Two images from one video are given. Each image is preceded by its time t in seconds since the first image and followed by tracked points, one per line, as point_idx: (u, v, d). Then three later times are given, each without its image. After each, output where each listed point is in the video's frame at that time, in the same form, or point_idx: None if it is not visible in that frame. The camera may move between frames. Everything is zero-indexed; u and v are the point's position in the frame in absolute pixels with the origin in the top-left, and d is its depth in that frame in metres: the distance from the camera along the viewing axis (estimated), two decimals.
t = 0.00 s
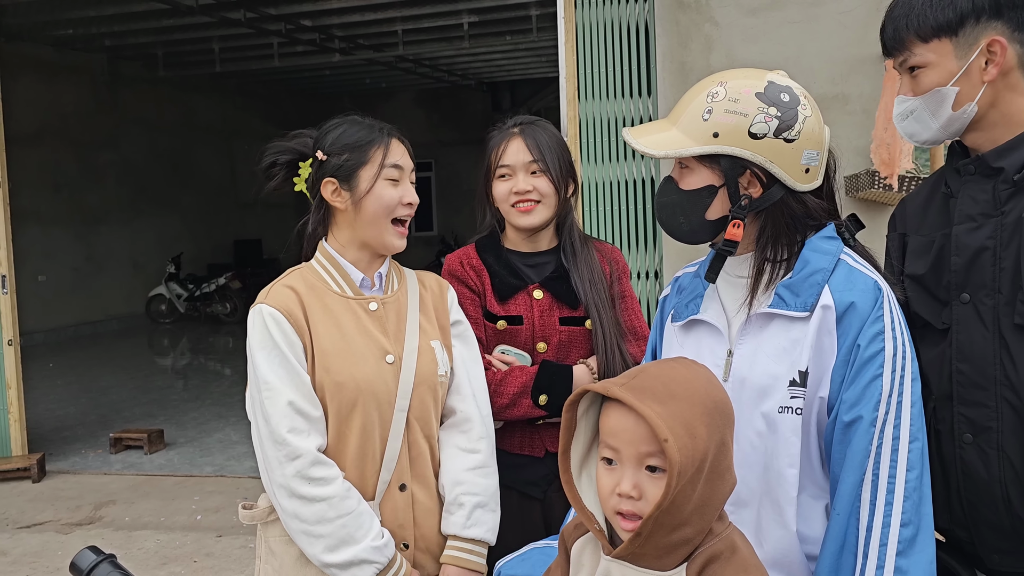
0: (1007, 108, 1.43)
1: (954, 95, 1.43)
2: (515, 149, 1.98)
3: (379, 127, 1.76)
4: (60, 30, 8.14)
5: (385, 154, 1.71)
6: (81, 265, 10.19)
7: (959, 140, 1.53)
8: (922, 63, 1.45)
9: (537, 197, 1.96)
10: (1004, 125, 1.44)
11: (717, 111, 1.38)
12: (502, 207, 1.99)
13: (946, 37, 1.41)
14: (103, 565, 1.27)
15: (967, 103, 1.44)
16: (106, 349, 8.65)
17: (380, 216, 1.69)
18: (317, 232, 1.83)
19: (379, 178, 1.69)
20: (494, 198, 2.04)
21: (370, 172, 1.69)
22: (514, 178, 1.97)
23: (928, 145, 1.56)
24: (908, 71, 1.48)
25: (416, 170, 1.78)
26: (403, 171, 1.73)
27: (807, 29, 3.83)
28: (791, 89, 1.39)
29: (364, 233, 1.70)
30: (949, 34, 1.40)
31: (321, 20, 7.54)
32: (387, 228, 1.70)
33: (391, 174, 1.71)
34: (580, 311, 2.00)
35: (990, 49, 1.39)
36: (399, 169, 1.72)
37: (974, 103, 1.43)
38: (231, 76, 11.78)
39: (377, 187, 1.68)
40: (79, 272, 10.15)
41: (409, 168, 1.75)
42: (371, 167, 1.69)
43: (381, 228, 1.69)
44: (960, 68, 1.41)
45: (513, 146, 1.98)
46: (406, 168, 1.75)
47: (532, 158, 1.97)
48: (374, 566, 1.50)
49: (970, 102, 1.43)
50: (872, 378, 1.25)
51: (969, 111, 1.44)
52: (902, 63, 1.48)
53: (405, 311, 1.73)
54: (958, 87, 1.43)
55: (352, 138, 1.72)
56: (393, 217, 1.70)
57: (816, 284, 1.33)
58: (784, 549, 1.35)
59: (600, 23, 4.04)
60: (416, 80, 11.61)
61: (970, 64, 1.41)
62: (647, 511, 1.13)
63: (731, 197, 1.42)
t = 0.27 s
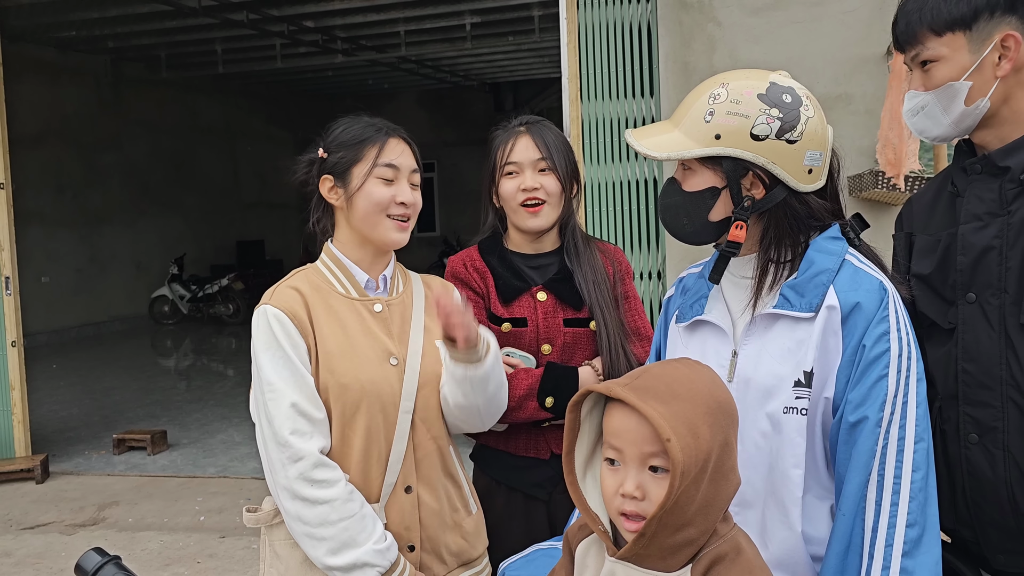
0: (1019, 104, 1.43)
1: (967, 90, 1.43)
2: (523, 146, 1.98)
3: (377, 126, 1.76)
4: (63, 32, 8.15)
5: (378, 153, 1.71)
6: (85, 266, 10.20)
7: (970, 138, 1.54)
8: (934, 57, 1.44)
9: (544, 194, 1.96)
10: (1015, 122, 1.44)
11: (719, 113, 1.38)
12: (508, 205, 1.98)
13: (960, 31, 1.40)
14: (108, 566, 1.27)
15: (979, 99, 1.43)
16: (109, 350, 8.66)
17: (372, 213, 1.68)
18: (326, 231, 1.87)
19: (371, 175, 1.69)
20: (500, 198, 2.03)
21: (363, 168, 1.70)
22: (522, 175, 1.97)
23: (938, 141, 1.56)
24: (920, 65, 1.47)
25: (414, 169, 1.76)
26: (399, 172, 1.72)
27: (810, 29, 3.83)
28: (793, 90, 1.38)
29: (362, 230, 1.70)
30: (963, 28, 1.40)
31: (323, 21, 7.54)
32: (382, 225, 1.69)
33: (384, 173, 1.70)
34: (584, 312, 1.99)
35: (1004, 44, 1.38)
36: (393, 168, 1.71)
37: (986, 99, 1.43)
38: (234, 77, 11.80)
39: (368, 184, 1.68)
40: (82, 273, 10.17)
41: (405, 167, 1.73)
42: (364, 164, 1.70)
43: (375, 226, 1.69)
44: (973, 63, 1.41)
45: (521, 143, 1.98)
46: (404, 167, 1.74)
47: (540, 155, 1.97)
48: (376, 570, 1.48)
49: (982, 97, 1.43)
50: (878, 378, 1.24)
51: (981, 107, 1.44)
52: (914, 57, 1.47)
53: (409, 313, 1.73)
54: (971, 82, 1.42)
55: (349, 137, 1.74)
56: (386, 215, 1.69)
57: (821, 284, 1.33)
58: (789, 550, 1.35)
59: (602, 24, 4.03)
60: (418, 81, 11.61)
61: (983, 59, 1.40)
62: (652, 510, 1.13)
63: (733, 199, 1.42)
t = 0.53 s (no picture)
0: None
1: (974, 89, 1.46)
2: (520, 150, 1.98)
3: (392, 129, 1.76)
4: (64, 36, 8.16)
5: (395, 154, 1.70)
6: (85, 269, 10.21)
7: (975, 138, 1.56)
8: (943, 56, 1.47)
9: (542, 198, 1.95)
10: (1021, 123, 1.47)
11: (719, 116, 1.38)
12: (507, 209, 1.99)
13: (968, 31, 1.43)
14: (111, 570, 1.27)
15: (987, 98, 1.46)
16: (110, 353, 8.66)
17: (389, 214, 1.67)
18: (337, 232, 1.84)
19: (388, 176, 1.68)
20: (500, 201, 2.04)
21: (379, 169, 1.69)
22: (519, 179, 1.97)
23: (943, 140, 1.59)
24: (928, 64, 1.50)
25: (427, 172, 1.77)
26: (415, 173, 1.72)
27: (810, 31, 3.84)
28: (794, 92, 1.38)
29: (378, 229, 1.69)
30: (972, 28, 1.42)
31: (323, 24, 7.55)
32: (399, 226, 1.68)
33: (401, 174, 1.70)
34: (585, 315, 1.99)
35: (1013, 44, 1.41)
36: (409, 170, 1.71)
37: (993, 98, 1.46)
38: (234, 80, 11.80)
39: (386, 185, 1.67)
40: (83, 276, 10.17)
41: (420, 169, 1.73)
42: (380, 165, 1.69)
43: (391, 226, 1.68)
44: (982, 62, 1.44)
45: (519, 147, 1.98)
46: (419, 169, 1.74)
47: (537, 159, 1.96)
48: None
49: (990, 96, 1.46)
50: (879, 381, 1.24)
51: (988, 106, 1.46)
52: (922, 56, 1.50)
53: (416, 319, 1.74)
54: (979, 82, 1.45)
55: (364, 138, 1.73)
56: (404, 215, 1.69)
57: (823, 287, 1.33)
58: (790, 553, 1.35)
59: (601, 26, 4.03)
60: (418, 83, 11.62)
61: (991, 58, 1.43)
62: (652, 515, 1.13)
63: (734, 203, 1.42)
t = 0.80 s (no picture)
0: None
1: (978, 87, 1.45)
2: (518, 152, 1.98)
3: (394, 131, 1.75)
4: (64, 37, 8.17)
5: (398, 158, 1.70)
6: (86, 270, 10.21)
7: (978, 137, 1.56)
8: (947, 54, 1.47)
9: (540, 201, 1.96)
10: None
11: (720, 116, 1.38)
12: (504, 210, 2.00)
13: (973, 29, 1.43)
14: (111, 572, 1.27)
15: (991, 96, 1.46)
16: (111, 354, 8.67)
17: (392, 216, 1.67)
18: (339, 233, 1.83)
19: (392, 180, 1.68)
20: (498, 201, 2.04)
21: (383, 173, 1.68)
22: (517, 180, 1.97)
23: (946, 139, 1.58)
24: (932, 62, 1.50)
25: (429, 174, 1.77)
26: (417, 177, 1.72)
27: (811, 31, 3.84)
28: (795, 92, 1.38)
29: (380, 234, 1.70)
30: (976, 26, 1.42)
31: (324, 25, 7.55)
32: (403, 228, 1.69)
33: (404, 177, 1.70)
34: (584, 316, 1.99)
35: (1018, 42, 1.41)
36: (412, 173, 1.71)
37: (998, 96, 1.45)
38: (234, 81, 11.81)
39: (390, 188, 1.68)
40: (84, 277, 10.18)
41: (422, 172, 1.74)
42: (384, 168, 1.69)
43: (395, 228, 1.68)
44: (986, 60, 1.44)
45: (517, 148, 1.98)
46: (421, 172, 1.74)
47: (536, 161, 1.96)
48: None
49: (994, 95, 1.45)
50: (881, 382, 1.24)
51: (992, 104, 1.46)
52: (926, 54, 1.50)
53: (419, 319, 1.73)
54: (982, 80, 1.45)
55: (367, 141, 1.72)
56: (407, 218, 1.69)
57: (824, 287, 1.33)
58: (791, 553, 1.35)
59: (602, 26, 4.03)
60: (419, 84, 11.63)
61: (995, 57, 1.43)
62: (651, 515, 1.12)
63: (735, 202, 1.42)
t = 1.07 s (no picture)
0: None
1: (978, 87, 1.45)
2: (516, 152, 1.98)
3: (365, 127, 1.74)
4: (63, 37, 8.16)
5: (369, 153, 1.69)
6: (85, 271, 10.21)
7: (978, 137, 1.56)
8: (946, 54, 1.47)
9: (538, 200, 1.96)
10: None
11: (722, 115, 1.38)
12: (503, 210, 2.00)
13: (972, 29, 1.43)
14: (109, 573, 1.27)
15: (991, 96, 1.46)
16: (110, 355, 8.66)
17: (376, 211, 1.67)
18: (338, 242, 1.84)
19: (367, 176, 1.68)
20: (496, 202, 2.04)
21: (357, 172, 1.68)
22: (515, 181, 1.97)
23: (945, 139, 1.58)
24: (931, 62, 1.50)
25: (409, 161, 1.74)
26: (395, 166, 1.70)
27: (810, 31, 3.84)
28: (797, 91, 1.38)
29: (374, 234, 1.70)
30: (975, 26, 1.42)
31: (323, 26, 7.54)
32: (390, 221, 1.67)
33: (380, 171, 1.68)
34: (584, 314, 1.99)
35: (1017, 42, 1.41)
36: (388, 164, 1.69)
37: (997, 96, 1.45)
38: (233, 82, 11.81)
39: (367, 185, 1.67)
40: (83, 278, 10.17)
41: (400, 161, 1.71)
42: (358, 168, 1.69)
43: (382, 223, 1.67)
44: (985, 60, 1.44)
45: (514, 149, 1.98)
46: (399, 161, 1.72)
47: (532, 161, 1.96)
48: None
49: (993, 95, 1.45)
50: (883, 381, 1.24)
51: (991, 104, 1.46)
52: (925, 54, 1.50)
53: (426, 315, 1.73)
54: (982, 80, 1.45)
55: (337, 144, 1.72)
56: (392, 210, 1.67)
57: (826, 287, 1.33)
58: (792, 552, 1.34)
59: (601, 26, 4.03)
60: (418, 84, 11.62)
61: (995, 56, 1.43)
62: (651, 515, 1.12)
63: (736, 201, 1.42)
